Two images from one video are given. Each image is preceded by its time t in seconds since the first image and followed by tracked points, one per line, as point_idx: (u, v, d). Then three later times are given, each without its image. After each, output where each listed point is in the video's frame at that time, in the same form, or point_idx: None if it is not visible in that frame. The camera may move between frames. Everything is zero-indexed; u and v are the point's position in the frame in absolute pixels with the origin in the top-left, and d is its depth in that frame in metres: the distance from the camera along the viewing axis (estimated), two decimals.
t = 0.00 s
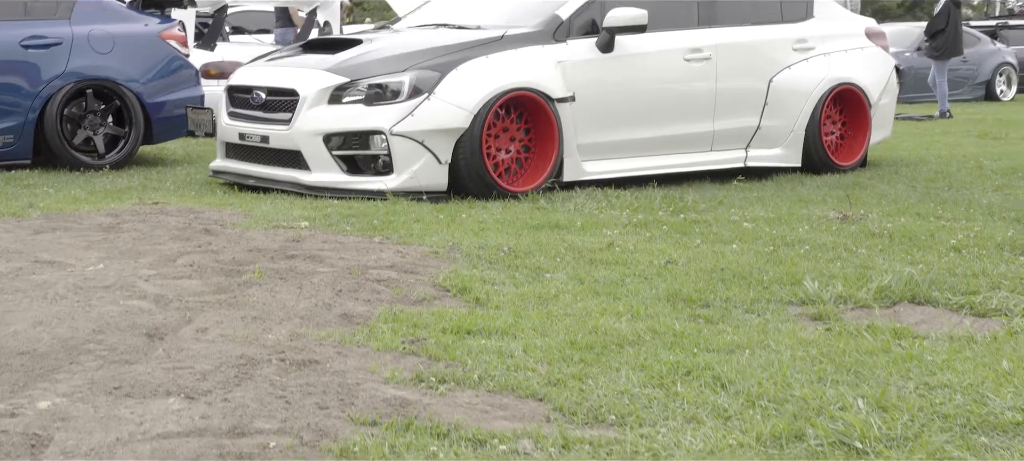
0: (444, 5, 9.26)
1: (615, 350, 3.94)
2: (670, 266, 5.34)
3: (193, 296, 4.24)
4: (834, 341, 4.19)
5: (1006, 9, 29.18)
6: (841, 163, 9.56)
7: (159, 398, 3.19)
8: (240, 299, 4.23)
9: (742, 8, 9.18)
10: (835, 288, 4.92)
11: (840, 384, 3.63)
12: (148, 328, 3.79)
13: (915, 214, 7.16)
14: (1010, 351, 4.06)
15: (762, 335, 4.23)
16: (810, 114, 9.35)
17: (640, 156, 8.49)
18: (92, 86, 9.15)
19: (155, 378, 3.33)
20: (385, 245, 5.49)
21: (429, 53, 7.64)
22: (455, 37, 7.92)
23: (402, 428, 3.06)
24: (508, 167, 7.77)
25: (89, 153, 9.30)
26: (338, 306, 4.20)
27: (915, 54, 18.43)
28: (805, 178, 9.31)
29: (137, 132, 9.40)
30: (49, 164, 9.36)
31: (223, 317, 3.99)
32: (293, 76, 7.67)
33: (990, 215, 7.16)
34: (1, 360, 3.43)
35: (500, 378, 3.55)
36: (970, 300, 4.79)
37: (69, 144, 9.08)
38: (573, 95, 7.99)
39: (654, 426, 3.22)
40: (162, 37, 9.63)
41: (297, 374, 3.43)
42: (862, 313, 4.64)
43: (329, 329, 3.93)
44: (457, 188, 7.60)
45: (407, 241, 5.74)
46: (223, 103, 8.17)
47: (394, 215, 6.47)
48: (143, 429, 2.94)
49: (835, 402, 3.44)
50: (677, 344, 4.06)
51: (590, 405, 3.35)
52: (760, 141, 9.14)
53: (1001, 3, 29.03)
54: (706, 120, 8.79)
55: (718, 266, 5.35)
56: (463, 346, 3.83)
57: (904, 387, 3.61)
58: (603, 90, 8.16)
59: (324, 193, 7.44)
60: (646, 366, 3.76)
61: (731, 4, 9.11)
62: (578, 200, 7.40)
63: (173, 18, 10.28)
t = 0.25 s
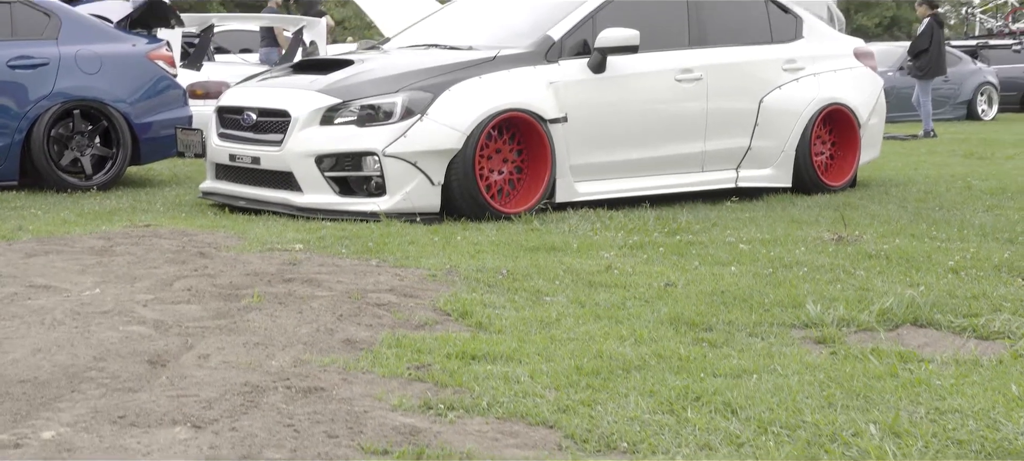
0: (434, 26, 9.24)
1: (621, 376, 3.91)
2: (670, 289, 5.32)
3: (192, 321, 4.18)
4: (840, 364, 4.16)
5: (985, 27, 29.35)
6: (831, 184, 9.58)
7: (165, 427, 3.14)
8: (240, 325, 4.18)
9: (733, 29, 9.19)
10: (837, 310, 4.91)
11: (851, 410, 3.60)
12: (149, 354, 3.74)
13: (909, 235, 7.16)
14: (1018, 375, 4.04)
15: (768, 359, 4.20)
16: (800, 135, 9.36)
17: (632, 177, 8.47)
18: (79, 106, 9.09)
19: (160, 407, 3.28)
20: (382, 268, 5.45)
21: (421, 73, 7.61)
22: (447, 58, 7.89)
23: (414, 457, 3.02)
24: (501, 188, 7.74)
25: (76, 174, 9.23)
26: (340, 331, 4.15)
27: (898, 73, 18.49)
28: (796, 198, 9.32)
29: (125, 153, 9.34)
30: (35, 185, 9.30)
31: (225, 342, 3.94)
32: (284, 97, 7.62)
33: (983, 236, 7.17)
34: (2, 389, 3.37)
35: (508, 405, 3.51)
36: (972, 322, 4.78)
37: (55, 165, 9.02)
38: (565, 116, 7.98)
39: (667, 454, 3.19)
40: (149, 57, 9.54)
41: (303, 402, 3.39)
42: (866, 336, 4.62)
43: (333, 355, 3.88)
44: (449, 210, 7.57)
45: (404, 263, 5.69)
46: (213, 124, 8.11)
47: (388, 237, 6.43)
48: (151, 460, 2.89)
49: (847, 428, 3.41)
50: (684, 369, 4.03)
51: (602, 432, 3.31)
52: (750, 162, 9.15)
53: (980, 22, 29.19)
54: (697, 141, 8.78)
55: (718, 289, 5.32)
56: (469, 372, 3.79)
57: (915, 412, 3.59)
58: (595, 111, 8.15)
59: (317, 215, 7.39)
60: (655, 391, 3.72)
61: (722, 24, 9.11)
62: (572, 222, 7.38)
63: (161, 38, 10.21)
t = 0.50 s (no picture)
0: (426, 46, 9.25)
1: (629, 396, 3.91)
2: (670, 309, 5.32)
3: (196, 343, 4.16)
4: (846, 383, 4.17)
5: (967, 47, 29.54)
6: (822, 204, 9.62)
7: (177, 449, 3.12)
8: (244, 346, 4.16)
9: (724, 49, 9.22)
10: (838, 330, 4.92)
11: (861, 430, 3.61)
12: (156, 376, 3.72)
13: (903, 254, 7.19)
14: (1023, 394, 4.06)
15: (773, 378, 4.21)
16: (791, 155, 9.41)
17: (625, 196, 8.50)
18: (69, 127, 9.06)
19: (170, 429, 3.26)
20: (382, 289, 5.43)
21: (416, 93, 7.57)
22: (442, 78, 7.86)
23: None
24: (495, 208, 7.74)
25: (67, 195, 9.19)
26: (346, 352, 4.14)
27: (882, 93, 18.57)
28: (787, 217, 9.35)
29: (116, 174, 9.31)
30: (25, 206, 9.24)
31: (230, 364, 3.92)
32: (278, 117, 7.60)
33: (977, 255, 7.20)
34: (10, 412, 3.34)
35: (518, 426, 3.50)
36: (973, 341, 4.80)
37: (46, 186, 8.97)
38: (559, 136, 7.99)
39: None
40: (139, 77, 9.52)
41: (314, 424, 3.38)
42: (868, 355, 4.63)
43: (340, 376, 3.86)
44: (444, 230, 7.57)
45: (403, 284, 5.68)
46: (206, 144, 8.09)
47: (385, 258, 6.42)
48: None
49: (859, 448, 3.42)
50: (691, 388, 4.03)
51: (614, 453, 3.31)
52: (742, 182, 9.18)
53: (962, 42, 29.37)
54: (688, 161, 8.81)
55: (719, 309, 5.33)
56: (477, 392, 3.78)
57: (925, 431, 3.60)
58: (588, 131, 8.17)
59: (312, 235, 7.38)
60: (664, 411, 3.72)
61: (713, 45, 9.15)
62: (568, 242, 7.38)
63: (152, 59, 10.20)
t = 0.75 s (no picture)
0: (421, 63, 9.28)
1: (638, 410, 3.93)
2: (672, 324, 5.35)
3: (204, 359, 4.17)
4: (851, 397, 4.20)
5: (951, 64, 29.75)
6: (815, 219, 9.67)
7: None
8: (252, 362, 4.17)
9: (717, 66, 9.28)
10: (840, 344, 4.95)
11: (869, 443, 3.64)
12: (167, 391, 3.72)
13: (899, 270, 7.23)
14: None
15: (779, 392, 4.23)
16: (784, 171, 9.46)
17: (620, 212, 8.53)
18: (64, 144, 9.05)
19: (185, 444, 3.27)
20: (385, 304, 5.44)
21: (414, 110, 7.57)
22: (438, 94, 7.87)
23: None
24: (492, 225, 7.76)
25: (61, 212, 9.18)
26: (354, 368, 4.15)
27: (869, 110, 18.67)
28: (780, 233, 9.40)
29: (110, 191, 9.31)
30: (18, 223, 9.21)
31: (240, 379, 3.93)
32: (275, 134, 7.60)
33: (972, 270, 7.25)
34: (23, 427, 3.34)
35: (530, 440, 3.52)
36: (974, 355, 4.83)
37: (40, 203, 8.95)
38: (555, 152, 8.02)
39: None
40: (134, 94, 9.53)
41: (327, 439, 3.39)
42: (871, 370, 4.66)
43: (350, 391, 3.87)
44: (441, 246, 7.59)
45: (405, 299, 5.69)
46: (202, 161, 8.10)
47: (385, 274, 6.43)
48: None
49: None
50: (699, 402, 4.05)
51: None
52: (735, 198, 9.23)
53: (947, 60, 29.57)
54: (683, 177, 8.85)
55: (720, 324, 5.36)
56: (487, 407, 3.80)
57: (933, 444, 3.63)
58: (584, 148, 8.20)
59: (310, 251, 7.40)
60: (673, 426, 3.74)
61: (706, 62, 9.21)
62: (565, 258, 7.41)
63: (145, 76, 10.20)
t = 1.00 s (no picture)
0: (419, 79, 9.32)
1: (650, 422, 3.96)
2: (678, 337, 5.39)
3: (218, 372, 4.19)
4: (859, 409, 4.24)
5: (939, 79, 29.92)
6: (810, 233, 9.73)
7: None
8: (266, 375, 4.19)
9: (714, 81, 9.34)
10: (846, 357, 4.99)
11: (882, 455, 3.68)
12: (184, 405, 3.75)
13: (898, 283, 7.29)
14: None
15: (788, 405, 4.27)
16: (779, 185, 9.52)
17: (619, 227, 8.58)
18: (63, 159, 9.07)
19: (206, 457, 3.29)
20: (391, 318, 5.47)
21: (415, 125, 7.61)
22: (439, 109, 7.91)
23: None
24: (492, 239, 7.80)
25: (60, 227, 9.19)
26: (368, 381, 4.17)
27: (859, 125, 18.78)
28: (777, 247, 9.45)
29: (108, 206, 9.33)
30: (17, 239, 9.22)
31: (255, 392, 3.95)
32: (276, 149, 7.63)
33: (969, 283, 7.31)
34: (44, 440, 3.37)
35: (547, 453, 3.55)
36: (979, 368, 4.88)
37: (39, 218, 8.96)
38: (554, 167, 8.07)
39: None
40: (132, 109, 9.56)
41: (347, 452, 3.42)
42: (877, 382, 4.70)
43: (365, 404, 3.90)
44: (442, 261, 7.62)
45: (412, 313, 5.72)
46: (203, 177, 8.12)
47: (388, 288, 6.46)
48: None
49: None
50: (710, 414, 4.09)
51: None
52: (732, 213, 9.29)
53: (934, 75, 29.75)
54: (680, 191, 8.91)
55: (725, 337, 5.40)
56: (503, 419, 3.83)
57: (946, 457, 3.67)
58: (583, 163, 8.26)
59: (312, 265, 7.42)
60: (688, 438, 3.78)
61: (703, 77, 9.27)
62: (565, 272, 7.45)
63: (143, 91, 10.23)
